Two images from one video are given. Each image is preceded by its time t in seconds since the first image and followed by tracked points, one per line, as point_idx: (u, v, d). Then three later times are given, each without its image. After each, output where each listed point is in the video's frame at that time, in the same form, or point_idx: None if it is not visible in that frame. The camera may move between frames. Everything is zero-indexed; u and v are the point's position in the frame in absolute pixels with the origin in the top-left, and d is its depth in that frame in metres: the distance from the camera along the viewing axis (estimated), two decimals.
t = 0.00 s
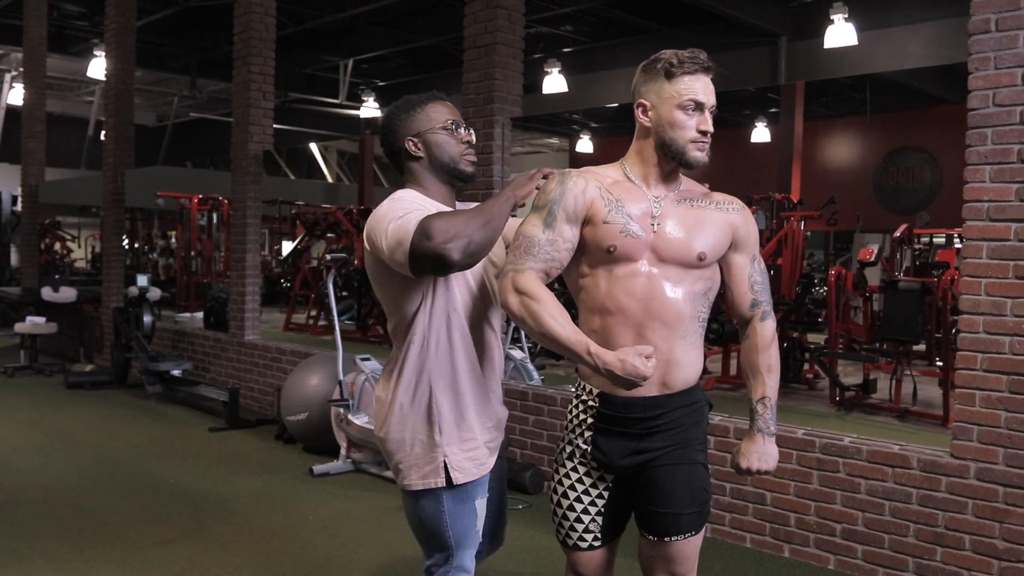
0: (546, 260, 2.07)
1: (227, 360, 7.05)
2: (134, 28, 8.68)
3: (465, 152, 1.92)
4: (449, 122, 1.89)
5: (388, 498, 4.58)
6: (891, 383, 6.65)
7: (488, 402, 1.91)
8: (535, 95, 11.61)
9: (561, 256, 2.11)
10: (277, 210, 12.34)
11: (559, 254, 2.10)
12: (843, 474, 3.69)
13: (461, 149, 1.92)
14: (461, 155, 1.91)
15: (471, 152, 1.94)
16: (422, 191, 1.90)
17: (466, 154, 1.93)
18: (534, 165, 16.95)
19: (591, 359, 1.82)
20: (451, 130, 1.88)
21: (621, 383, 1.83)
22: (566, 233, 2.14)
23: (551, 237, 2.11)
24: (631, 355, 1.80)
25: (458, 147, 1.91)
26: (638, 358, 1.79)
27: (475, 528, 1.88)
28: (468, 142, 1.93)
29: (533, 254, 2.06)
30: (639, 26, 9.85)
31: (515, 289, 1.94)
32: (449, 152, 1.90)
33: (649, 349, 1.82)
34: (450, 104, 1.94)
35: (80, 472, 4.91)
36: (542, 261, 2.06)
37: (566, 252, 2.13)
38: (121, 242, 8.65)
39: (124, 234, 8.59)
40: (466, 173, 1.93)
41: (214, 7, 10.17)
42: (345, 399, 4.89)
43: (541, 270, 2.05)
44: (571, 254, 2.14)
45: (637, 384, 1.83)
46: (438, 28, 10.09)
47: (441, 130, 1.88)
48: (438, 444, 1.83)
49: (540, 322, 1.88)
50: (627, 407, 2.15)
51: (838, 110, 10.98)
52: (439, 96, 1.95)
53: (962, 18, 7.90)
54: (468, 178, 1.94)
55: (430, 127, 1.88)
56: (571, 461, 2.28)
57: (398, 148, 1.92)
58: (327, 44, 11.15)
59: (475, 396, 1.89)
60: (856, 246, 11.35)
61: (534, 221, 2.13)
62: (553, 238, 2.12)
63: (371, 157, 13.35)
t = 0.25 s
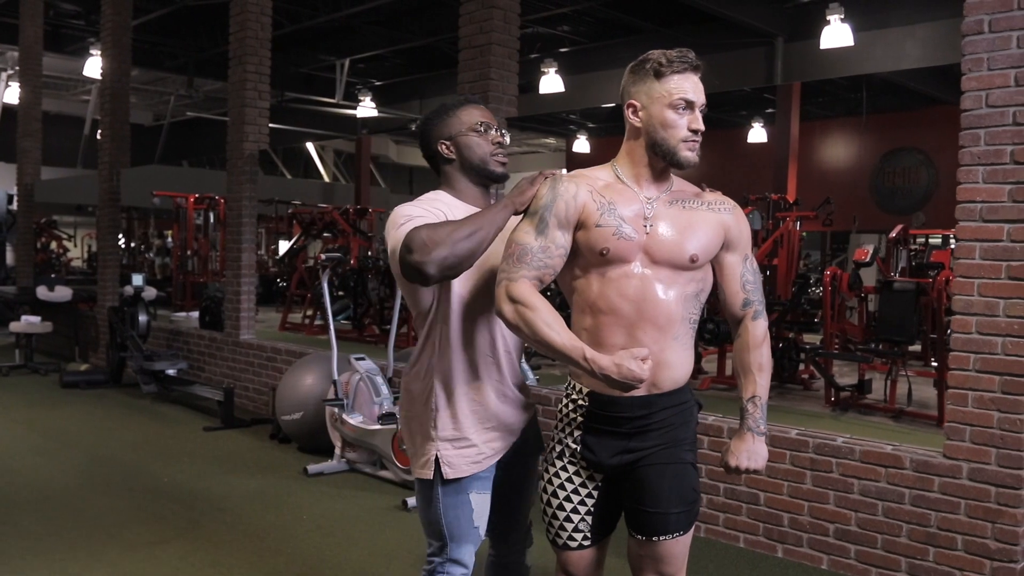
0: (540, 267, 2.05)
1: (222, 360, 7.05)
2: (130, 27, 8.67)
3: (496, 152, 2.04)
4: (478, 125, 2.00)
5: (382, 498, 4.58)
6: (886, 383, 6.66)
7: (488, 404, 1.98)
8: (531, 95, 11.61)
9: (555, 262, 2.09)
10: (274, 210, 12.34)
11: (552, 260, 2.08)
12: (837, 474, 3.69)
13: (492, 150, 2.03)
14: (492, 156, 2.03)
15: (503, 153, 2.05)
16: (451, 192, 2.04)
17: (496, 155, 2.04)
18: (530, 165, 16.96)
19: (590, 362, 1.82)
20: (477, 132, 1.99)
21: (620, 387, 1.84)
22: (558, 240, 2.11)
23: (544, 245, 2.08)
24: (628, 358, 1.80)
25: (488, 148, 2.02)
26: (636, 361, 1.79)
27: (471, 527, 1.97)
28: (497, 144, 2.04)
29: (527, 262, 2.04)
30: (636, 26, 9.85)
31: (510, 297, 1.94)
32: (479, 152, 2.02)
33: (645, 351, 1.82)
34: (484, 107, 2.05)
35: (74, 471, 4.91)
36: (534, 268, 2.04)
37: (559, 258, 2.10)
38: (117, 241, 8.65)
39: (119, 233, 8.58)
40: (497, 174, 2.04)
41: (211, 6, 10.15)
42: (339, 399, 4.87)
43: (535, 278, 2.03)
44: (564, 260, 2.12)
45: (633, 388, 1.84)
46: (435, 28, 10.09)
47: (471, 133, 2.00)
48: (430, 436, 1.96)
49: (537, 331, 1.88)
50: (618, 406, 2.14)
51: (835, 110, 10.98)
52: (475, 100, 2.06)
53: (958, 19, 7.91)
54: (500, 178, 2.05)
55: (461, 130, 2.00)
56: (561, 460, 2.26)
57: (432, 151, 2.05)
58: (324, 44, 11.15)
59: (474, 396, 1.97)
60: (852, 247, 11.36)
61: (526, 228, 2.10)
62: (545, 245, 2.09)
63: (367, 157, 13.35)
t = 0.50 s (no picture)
0: (527, 267, 2.03)
1: (213, 359, 7.04)
2: (123, 25, 8.65)
3: (510, 160, 2.16)
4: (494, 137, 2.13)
5: (373, 497, 4.58)
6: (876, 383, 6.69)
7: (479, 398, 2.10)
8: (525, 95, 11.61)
9: (542, 263, 2.06)
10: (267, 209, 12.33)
11: (540, 260, 2.05)
12: (826, 474, 3.70)
13: (507, 159, 2.16)
14: (506, 166, 2.16)
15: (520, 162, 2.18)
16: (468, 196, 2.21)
17: (511, 164, 2.17)
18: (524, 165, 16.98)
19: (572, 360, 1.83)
20: (490, 143, 2.12)
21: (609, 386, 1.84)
22: (547, 240, 2.07)
23: (532, 245, 2.05)
24: (615, 359, 1.80)
25: (503, 158, 2.15)
26: (623, 361, 1.80)
27: (473, 518, 2.08)
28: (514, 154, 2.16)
29: (514, 261, 2.02)
30: (629, 27, 9.86)
31: (497, 296, 1.95)
32: (496, 160, 2.15)
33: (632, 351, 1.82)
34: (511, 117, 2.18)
35: (63, 471, 4.89)
36: (523, 268, 2.02)
37: (547, 259, 2.06)
38: (108, 240, 8.64)
39: (111, 232, 8.57)
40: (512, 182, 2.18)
41: (204, 5, 10.13)
42: (330, 398, 4.90)
43: (523, 277, 2.01)
44: (552, 260, 2.08)
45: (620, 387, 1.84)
46: (428, 27, 10.09)
47: (487, 143, 2.14)
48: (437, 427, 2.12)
49: (523, 330, 1.88)
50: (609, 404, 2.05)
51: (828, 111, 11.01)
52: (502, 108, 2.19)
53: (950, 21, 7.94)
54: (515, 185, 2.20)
55: (479, 140, 2.15)
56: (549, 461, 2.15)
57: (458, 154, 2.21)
58: (317, 43, 11.15)
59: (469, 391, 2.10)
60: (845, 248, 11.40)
61: (513, 228, 2.06)
62: (534, 246, 2.05)
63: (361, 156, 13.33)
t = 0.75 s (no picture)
0: (515, 266, 2.02)
1: (204, 359, 7.03)
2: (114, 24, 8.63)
3: (503, 164, 2.14)
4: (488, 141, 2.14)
5: (363, 497, 4.58)
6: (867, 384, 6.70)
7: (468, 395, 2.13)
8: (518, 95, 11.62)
9: (530, 263, 2.05)
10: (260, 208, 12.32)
11: (528, 260, 2.04)
12: (814, 474, 3.72)
13: (502, 164, 2.14)
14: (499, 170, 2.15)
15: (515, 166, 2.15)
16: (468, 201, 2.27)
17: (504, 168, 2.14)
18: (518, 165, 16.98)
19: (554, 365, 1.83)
20: (485, 147, 2.13)
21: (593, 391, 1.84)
22: (536, 240, 2.06)
23: (520, 245, 2.04)
24: (599, 363, 1.80)
25: (497, 162, 2.14)
26: (606, 366, 1.79)
27: (445, 510, 2.11)
28: (509, 158, 2.15)
29: (502, 261, 2.02)
30: (621, 27, 9.87)
31: (485, 296, 1.95)
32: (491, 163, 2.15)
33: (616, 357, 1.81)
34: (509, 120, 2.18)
35: (52, 470, 4.88)
36: (510, 267, 2.02)
37: (535, 259, 2.06)
38: (100, 239, 8.63)
39: (101, 230, 8.55)
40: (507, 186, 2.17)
41: (196, 3, 10.11)
42: (320, 398, 4.88)
43: (510, 277, 2.01)
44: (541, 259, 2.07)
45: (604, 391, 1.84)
46: (421, 27, 10.09)
47: (482, 147, 2.14)
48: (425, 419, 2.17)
49: (509, 331, 1.88)
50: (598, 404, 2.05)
51: (821, 111, 11.03)
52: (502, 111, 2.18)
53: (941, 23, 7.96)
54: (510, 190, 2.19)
55: (474, 144, 2.16)
56: (538, 461, 2.15)
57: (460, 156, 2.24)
58: (310, 43, 11.14)
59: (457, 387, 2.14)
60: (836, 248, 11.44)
61: (501, 228, 2.05)
62: (521, 246, 2.04)
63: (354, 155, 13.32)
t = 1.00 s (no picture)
0: (490, 266, 2.02)
1: (185, 357, 7.00)
2: (97, 20, 8.58)
3: (462, 161, 2.07)
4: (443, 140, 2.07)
5: (344, 496, 4.57)
6: (848, 383, 6.75)
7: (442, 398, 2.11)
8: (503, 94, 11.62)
9: (506, 263, 2.06)
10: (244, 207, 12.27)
11: (502, 260, 2.05)
12: (793, 473, 3.74)
13: (458, 161, 2.07)
14: (456, 168, 2.07)
15: (473, 164, 2.08)
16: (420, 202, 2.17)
17: (461, 164, 2.07)
18: (504, 165, 16.99)
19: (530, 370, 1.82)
20: (443, 144, 2.05)
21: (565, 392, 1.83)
22: (510, 239, 2.07)
23: (495, 244, 2.04)
24: (570, 364, 1.79)
25: (454, 160, 2.07)
26: (578, 367, 1.78)
27: (400, 514, 2.10)
28: (466, 156, 2.08)
29: (477, 262, 2.02)
30: (606, 27, 9.90)
31: (459, 296, 1.95)
32: (447, 161, 2.08)
33: (588, 358, 1.81)
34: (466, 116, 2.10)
35: (31, 469, 4.85)
36: (485, 267, 2.02)
37: (511, 259, 2.06)
38: (81, 237, 8.58)
39: (83, 228, 8.50)
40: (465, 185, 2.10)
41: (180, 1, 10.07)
42: (302, 397, 4.88)
43: (485, 278, 2.01)
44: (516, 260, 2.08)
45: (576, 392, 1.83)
46: (406, 26, 10.08)
47: (438, 145, 2.07)
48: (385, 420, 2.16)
49: (483, 331, 1.88)
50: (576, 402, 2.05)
51: (805, 113, 11.09)
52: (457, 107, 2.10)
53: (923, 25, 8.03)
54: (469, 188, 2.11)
55: (429, 142, 2.08)
56: (516, 459, 2.15)
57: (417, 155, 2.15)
58: (295, 41, 11.10)
59: (423, 392, 2.12)
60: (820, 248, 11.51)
61: (477, 228, 2.06)
62: (496, 246, 2.05)
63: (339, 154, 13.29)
